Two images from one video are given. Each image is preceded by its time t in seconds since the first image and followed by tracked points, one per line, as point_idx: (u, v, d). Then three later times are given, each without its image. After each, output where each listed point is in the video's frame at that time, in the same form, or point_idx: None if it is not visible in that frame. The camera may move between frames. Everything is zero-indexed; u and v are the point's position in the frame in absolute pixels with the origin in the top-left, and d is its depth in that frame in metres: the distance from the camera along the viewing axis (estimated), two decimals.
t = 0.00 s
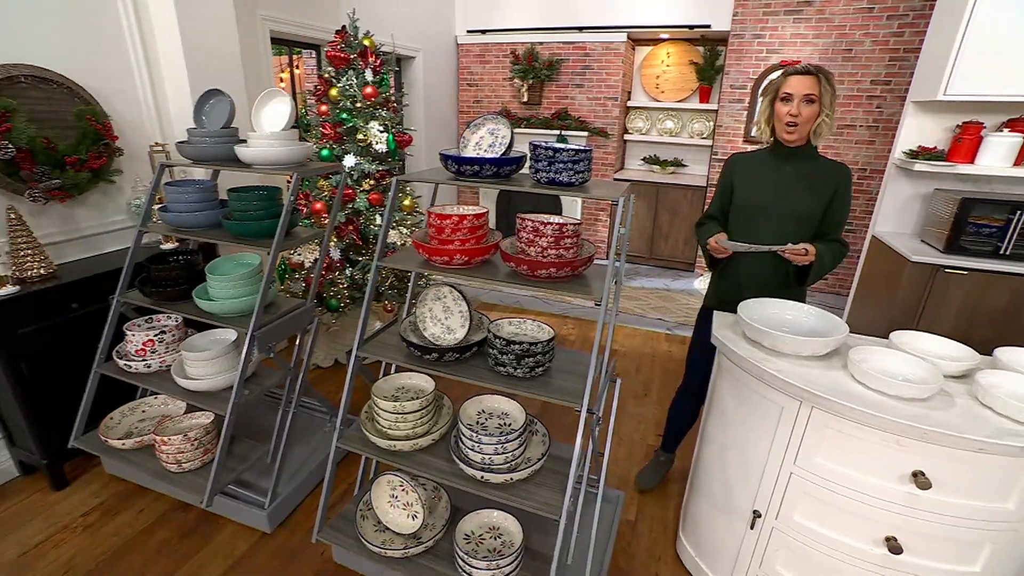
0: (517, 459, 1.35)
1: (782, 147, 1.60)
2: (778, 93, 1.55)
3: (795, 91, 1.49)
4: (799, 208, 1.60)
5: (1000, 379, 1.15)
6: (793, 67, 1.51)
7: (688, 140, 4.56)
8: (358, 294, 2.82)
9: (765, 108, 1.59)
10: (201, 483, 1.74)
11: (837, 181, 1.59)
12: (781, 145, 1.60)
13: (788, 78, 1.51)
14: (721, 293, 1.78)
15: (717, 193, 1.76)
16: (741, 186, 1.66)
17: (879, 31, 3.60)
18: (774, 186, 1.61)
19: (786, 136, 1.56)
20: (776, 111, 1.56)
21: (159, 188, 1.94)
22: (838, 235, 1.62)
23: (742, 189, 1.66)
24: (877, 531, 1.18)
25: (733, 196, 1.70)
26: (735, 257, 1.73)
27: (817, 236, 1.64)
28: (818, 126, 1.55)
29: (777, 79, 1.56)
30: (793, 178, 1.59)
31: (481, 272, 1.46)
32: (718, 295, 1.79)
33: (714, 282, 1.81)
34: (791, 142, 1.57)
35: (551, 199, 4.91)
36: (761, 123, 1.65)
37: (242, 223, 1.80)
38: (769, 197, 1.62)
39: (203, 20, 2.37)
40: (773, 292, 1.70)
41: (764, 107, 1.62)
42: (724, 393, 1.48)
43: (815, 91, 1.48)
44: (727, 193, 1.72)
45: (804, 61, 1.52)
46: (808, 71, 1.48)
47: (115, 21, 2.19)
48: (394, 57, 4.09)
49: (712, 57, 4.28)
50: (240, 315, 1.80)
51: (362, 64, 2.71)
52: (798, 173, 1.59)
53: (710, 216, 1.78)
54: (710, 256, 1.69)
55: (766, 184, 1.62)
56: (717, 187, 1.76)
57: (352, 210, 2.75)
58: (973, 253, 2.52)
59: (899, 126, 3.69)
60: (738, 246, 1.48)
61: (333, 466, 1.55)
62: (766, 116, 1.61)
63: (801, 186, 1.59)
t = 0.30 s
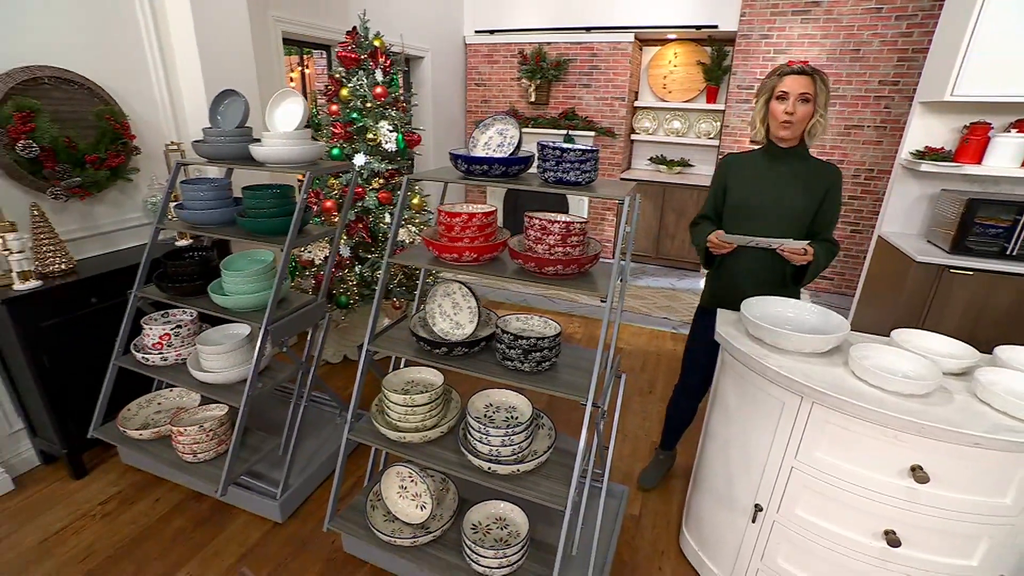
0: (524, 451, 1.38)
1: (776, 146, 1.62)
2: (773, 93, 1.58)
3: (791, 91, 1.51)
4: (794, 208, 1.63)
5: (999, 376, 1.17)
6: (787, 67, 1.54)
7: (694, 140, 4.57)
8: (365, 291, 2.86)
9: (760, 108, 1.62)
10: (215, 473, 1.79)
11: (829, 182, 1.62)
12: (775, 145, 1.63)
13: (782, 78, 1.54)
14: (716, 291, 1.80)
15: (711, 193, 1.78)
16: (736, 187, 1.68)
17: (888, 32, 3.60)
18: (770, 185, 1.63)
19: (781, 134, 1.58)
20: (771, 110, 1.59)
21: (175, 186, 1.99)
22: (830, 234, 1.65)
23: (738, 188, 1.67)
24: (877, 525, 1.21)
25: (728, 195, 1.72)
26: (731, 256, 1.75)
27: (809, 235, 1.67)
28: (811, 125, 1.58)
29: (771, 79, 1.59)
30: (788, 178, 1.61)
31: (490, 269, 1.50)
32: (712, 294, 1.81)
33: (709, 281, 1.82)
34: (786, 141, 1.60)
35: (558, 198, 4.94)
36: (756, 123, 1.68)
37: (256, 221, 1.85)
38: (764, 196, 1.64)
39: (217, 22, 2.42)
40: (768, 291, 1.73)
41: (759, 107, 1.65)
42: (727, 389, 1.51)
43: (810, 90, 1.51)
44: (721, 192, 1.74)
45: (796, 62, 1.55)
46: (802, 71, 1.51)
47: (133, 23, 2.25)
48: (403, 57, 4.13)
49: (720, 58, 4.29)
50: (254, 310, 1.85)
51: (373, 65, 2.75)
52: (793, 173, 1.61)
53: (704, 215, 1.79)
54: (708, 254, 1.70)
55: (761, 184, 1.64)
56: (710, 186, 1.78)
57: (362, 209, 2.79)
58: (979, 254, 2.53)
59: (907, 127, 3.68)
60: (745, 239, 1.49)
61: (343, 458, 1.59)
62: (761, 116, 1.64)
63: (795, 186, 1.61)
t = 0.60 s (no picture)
0: (531, 442, 1.41)
1: (763, 150, 1.65)
2: (758, 103, 1.58)
3: (776, 107, 1.52)
4: (780, 206, 1.65)
5: (999, 372, 1.19)
6: (773, 79, 1.52)
7: (701, 140, 4.58)
8: (372, 288, 2.91)
9: (745, 115, 1.63)
10: (228, 462, 1.84)
11: (812, 180, 1.65)
12: (758, 145, 1.65)
13: (767, 91, 1.53)
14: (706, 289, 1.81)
15: (697, 192, 1.79)
16: (724, 185, 1.69)
17: (896, 31, 3.59)
18: (756, 184, 1.65)
19: (767, 143, 1.62)
20: (756, 119, 1.60)
21: (190, 183, 2.04)
22: (815, 231, 1.69)
23: (727, 187, 1.69)
24: (877, 517, 1.23)
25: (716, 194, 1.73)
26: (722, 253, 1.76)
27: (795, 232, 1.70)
28: (796, 130, 1.61)
29: (756, 86, 1.57)
30: (774, 177, 1.63)
31: (498, 264, 1.54)
32: (702, 292, 1.82)
33: (699, 278, 1.84)
34: (772, 149, 1.63)
35: (565, 196, 4.96)
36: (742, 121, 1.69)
37: (270, 216, 1.89)
38: (752, 195, 1.66)
39: (230, 22, 2.46)
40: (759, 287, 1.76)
41: (744, 110, 1.65)
42: (730, 383, 1.53)
43: (794, 104, 1.52)
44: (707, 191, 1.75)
45: (781, 70, 1.52)
46: (788, 85, 1.50)
47: (150, 24, 2.30)
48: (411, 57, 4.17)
49: (727, 57, 4.29)
50: (267, 304, 1.89)
51: (383, 64, 2.79)
52: (779, 173, 1.63)
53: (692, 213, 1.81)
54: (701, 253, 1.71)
55: (749, 183, 1.65)
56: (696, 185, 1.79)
57: (371, 206, 2.83)
58: (986, 253, 2.53)
59: (914, 126, 3.68)
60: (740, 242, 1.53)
61: (354, 449, 1.62)
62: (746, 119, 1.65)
63: (781, 184, 1.63)
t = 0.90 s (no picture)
0: (540, 433, 1.44)
1: (750, 149, 1.68)
2: (744, 104, 1.61)
3: (763, 106, 1.56)
4: (767, 204, 1.69)
5: (1003, 367, 1.22)
6: (758, 79, 1.56)
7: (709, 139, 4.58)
8: (383, 284, 2.94)
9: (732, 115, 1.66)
10: (243, 453, 1.89)
11: (798, 178, 1.69)
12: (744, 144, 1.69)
13: (754, 91, 1.57)
14: (697, 285, 1.83)
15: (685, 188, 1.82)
16: (714, 183, 1.72)
17: (907, 30, 3.59)
18: (744, 183, 1.68)
19: (755, 142, 1.65)
20: (743, 120, 1.64)
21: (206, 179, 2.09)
22: (799, 228, 1.73)
23: (716, 185, 1.71)
24: (881, 509, 1.26)
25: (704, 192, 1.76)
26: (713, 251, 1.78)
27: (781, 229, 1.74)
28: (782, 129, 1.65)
29: (742, 87, 1.61)
30: (762, 177, 1.67)
31: (509, 259, 1.57)
32: (693, 288, 1.84)
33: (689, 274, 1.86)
34: (759, 148, 1.66)
35: (573, 195, 4.98)
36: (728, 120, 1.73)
37: (285, 211, 1.93)
38: (740, 193, 1.69)
39: (246, 22, 2.51)
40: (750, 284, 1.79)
41: (730, 110, 1.68)
42: (736, 377, 1.56)
43: (780, 103, 1.56)
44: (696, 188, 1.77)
45: (765, 70, 1.56)
46: (773, 85, 1.54)
47: (167, 23, 2.35)
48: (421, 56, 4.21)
49: (735, 56, 4.28)
50: (282, 297, 1.93)
51: (393, 63, 2.83)
52: (766, 173, 1.67)
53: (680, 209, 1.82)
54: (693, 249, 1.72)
55: (737, 182, 1.69)
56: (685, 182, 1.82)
57: (382, 203, 2.86)
58: (995, 252, 2.52)
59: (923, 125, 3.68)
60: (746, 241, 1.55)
61: (366, 439, 1.66)
62: (732, 120, 1.69)
63: (768, 183, 1.67)
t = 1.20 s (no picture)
0: (554, 423, 1.48)
1: (744, 148, 1.71)
2: (739, 104, 1.64)
3: (757, 109, 1.59)
4: (761, 201, 1.71)
5: (1012, 362, 1.24)
6: (752, 81, 1.57)
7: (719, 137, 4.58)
8: (395, 280, 2.97)
9: (725, 115, 1.69)
10: (260, 443, 1.93)
11: (792, 175, 1.72)
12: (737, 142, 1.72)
13: (747, 93, 1.59)
14: (697, 282, 1.84)
15: (680, 186, 1.83)
16: (710, 180, 1.74)
17: (919, 28, 3.58)
18: (738, 180, 1.71)
19: (748, 142, 1.68)
20: (735, 120, 1.67)
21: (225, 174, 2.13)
22: (793, 224, 1.76)
23: (713, 182, 1.74)
24: (890, 501, 1.30)
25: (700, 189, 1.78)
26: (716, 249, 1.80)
27: (775, 226, 1.76)
28: (774, 129, 1.68)
29: (737, 87, 1.63)
30: (757, 174, 1.70)
31: (523, 254, 1.60)
32: (694, 284, 1.86)
33: (687, 271, 1.87)
34: (752, 147, 1.70)
35: (582, 193, 5.00)
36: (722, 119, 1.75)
37: (302, 207, 1.97)
38: (736, 191, 1.72)
39: (263, 21, 2.56)
40: (749, 280, 1.81)
41: (724, 110, 1.71)
42: (747, 371, 1.60)
43: (774, 106, 1.59)
44: (692, 185, 1.79)
45: (759, 72, 1.58)
46: (768, 87, 1.56)
47: (187, 22, 2.39)
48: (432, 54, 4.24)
49: (746, 54, 4.27)
50: (299, 291, 1.97)
51: (407, 61, 2.87)
52: (761, 170, 1.70)
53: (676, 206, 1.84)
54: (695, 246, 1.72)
55: (732, 179, 1.71)
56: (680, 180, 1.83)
57: (394, 200, 2.90)
58: (1007, 251, 2.52)
59: (935, 124, 3.66)
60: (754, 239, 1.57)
61: (383, 430, 1.69)
62: (725, 119, 1.72)
63: (762, 180, 1.70)
